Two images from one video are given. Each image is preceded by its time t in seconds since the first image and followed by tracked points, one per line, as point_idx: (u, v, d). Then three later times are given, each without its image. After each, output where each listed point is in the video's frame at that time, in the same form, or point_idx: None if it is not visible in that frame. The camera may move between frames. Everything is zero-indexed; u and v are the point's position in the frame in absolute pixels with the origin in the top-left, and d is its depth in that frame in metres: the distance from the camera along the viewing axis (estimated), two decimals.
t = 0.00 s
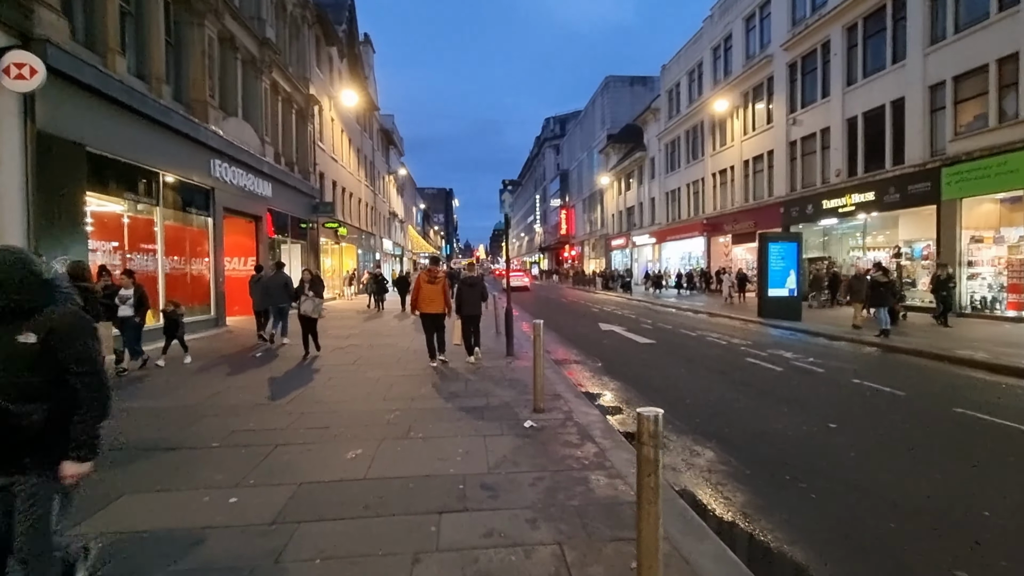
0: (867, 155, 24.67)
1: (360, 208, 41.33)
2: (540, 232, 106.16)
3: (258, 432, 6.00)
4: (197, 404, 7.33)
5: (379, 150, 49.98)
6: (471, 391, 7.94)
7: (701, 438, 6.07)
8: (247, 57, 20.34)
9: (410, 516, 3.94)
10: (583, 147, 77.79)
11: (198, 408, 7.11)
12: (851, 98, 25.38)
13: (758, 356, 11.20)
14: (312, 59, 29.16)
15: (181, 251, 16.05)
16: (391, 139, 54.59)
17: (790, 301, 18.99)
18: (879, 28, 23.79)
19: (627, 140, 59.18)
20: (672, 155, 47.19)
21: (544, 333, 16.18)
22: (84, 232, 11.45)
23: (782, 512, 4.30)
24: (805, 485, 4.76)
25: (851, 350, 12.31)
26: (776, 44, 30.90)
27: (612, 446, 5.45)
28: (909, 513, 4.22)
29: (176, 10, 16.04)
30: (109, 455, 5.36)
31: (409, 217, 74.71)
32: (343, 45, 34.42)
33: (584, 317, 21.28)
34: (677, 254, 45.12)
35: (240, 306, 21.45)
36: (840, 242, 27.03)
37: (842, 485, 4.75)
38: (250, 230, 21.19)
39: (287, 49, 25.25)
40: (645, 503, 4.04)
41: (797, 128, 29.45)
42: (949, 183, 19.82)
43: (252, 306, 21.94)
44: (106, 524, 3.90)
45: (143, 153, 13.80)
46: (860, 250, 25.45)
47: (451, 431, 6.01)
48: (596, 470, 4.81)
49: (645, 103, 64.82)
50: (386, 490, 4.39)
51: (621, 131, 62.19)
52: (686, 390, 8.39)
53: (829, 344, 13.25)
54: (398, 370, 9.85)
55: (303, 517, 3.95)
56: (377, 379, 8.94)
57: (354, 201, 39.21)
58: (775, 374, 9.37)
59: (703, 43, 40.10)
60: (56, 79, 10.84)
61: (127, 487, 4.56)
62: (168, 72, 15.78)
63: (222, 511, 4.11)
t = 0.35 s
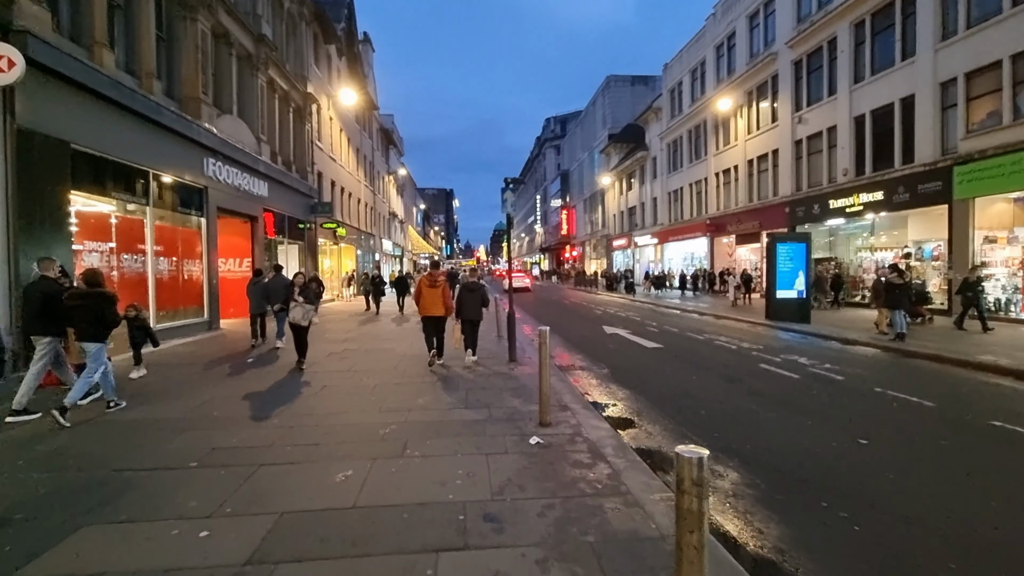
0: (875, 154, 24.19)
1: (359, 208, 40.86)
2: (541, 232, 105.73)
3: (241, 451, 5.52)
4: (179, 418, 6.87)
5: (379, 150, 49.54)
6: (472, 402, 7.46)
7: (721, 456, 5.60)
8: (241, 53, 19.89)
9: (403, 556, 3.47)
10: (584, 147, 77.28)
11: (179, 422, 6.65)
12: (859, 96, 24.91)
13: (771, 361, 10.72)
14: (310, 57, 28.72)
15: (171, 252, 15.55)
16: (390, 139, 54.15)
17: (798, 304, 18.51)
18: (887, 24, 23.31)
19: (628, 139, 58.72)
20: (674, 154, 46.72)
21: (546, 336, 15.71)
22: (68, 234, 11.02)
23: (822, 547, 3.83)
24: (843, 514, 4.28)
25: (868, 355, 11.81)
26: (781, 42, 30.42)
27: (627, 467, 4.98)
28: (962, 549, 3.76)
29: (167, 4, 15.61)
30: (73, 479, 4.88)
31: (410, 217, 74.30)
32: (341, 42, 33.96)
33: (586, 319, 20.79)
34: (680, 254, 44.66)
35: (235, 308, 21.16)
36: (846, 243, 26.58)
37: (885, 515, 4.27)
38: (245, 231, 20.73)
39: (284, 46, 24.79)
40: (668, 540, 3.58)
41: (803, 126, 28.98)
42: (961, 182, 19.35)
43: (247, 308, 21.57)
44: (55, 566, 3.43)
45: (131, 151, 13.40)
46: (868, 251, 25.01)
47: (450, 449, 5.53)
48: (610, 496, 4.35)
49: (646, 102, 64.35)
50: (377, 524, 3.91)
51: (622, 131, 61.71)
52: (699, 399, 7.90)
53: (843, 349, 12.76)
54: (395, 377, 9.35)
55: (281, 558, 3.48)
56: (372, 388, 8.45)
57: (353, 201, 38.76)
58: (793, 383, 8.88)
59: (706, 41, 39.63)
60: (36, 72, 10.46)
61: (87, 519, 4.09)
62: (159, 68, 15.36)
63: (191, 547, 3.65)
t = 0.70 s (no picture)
0: (885, 152, 23.72)
1: (360, 208, 40.45)
2: (542, 234, 105.32)
3: (225, 467, 5.05)
4: (163, 428, 6.43)
5: (380, 150, 49.14)
6: (476, 410, 6.99)
7: (749, 473, 5.13)
8: (239, 49, 19.50)
9: None
10: (586, 148, 76.85)
11: (164, 432, 6.21)
12: (868, 93, 24.44)
13: (788, 366, 10.24)
14: (310, 55, 28.35)
15: (165, 251, 15.15)
16: (391, 138, 53.78)
17: (809, 306, 18.05)
18: (898, 19, 22.84)
19: (631, 139, 58.33)
20: (678, 154, 46.28)
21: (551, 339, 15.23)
22: (55, 234, 10.61)
23: None
24: (897, 546, 3.80)
25: (887, 359, 11.31)
26: (787, 39, 29.98)
27: (648, 487, 4.51)
28: None
29: None
30: (37, 499, 4.42)
31: (411, 218, 73.93)
32: (341, 40, 33.60)
33: (591, 321, 20.28)
34: (683, 255, 44.20)
35: (232, 309, 20.91)
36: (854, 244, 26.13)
37: (944, 547, 3.78)
38: (242, 230, 20.31)
39: (283, 43, 24.40)
40: None
41: (810, 125, 28.52)
42: (976, 180, 18.86)
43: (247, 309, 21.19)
44: None
45: (122, 147, 12.99)
46: (877, 252, 24.53)
47: (454, 464, 5.06)
48: (633, 521, 3.87)
49: (649, 102, 63.91)
50: (372, 556, 3.44)
51: (625, 131, 61.28)
52: (718, 407, 7.44)
53: (859, 352, 12.29)
54: (394, 382, 8.90)
55: None
56: (370, 395, 8.00)
57: (354, 201, 38.37)
58: (814, 389, 8.41)
59: (710, 40, 39.20)
60: (20, 63, 10.08)
61: (42, 550, 3.62)
62: (152, 62, 14.96)
63: None
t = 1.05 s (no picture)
0: (897, 150, 23.18)
1: (361, 208, 40.03)
2: (545, 234, 104.76)
3: (205, 489, 4.59)
4: (144, 442, 5.95)
5: (381, 150, 48.64)
6: (479, 422, 6.49)
7: (783, 495, 4.65)
8: (236, 46, 19.10)
9: None
10: (589, 148, 76.26)
11: (143, 448, 5.73)
12: (880, 90, 23.88)
13: (807, 372, 9.74)
14: (310, 52, 27.92)
15: (160, 250, 14.71)
16: (393, 138, 53.36)
17: (822, 307, 17.53)
18: (910, 14, 22.31)
19: (635, 139, 57.82)
20: (682, 153, 45.77)
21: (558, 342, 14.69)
22: (38, 234, 10.20)
23: None
24: None
25: (910, 364, 10.80)
26: (795, 36, 29.47)
27: (674, 515, 4.02)
28: None
29: None
30: None
31: (413, 218, 73.54)
32: (342, 38, 33.20)
33: (597, 323, 19.76)
34: (688, 255, 43.68)
35: (230, 310, 20.24)
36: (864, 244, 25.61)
37: None
38: (240, 230, 19.86)
39: (281, 40, 23.97)
40: None
41: (819, 123, 28.01)
42: (993, 178, 18.33)
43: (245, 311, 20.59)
44: None
45: (114, 144, 12.59)
46: (889, 252, 24.01)
47: (457, 485, 4.60)
48: (662, 559, 3.39)
49: (653, 101, 63.37)
50: None
51: (628, 130, 60.75)
52: (740, 418, 6.94)
53: (878, 356, 11.79)
54: (394, 389, 8.43)
55: None
56: (367, 404, 7.52)
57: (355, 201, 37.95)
58: (839, 398, 7.89)
59: (716, 38, 38.70)
60: (4, 55, 9.69)
61: None
62: (146, 58, 14.56)
63: None
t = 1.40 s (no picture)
0: (910, 149, 22.62)
1: (363, 210, 39.67)
2: (548, 236, 104.33)
3: (175, 515, 4.11)
4: (121, 457, 5.50)
5: (384, 151, 48.34)
6: (482, 435, 6.01)
7: (823, 523, 4.14)
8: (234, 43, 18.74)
9: None
10: (593, 149, 75.80)
11: (118, 465, 5.27)
12: (892, 87, 23.35)
13: (828, 379, 9.21)
14: (311, 52, 27.58)
15: (155, 251, 14.42)
16: (396, 140, 53.04)
17: (836, 310, 17.01)
18: (924, 9, 21.79)
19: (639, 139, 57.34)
20: (687, 154, 45.28)
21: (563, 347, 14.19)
22: (22, 235, 9.82)
23: None
24: None
25: (935, 370, 10.26)
26: (803, 34, 28.96)
27: (704, 549, 3.53)
28: None
29: None
30: None
31: (415, 220, 73.22)
32: (344, 39, 32.88)
33: (603, 326, 19.24)
34: (693, 257, 43.14)
35: (227, 314, 19.76)
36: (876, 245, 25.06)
37: None
38: (238, 231, 19.52)
39: (281, 39, 23.63)
40: None
41: (828, 122, 27.48)
42: (1011, 177, 17.78)
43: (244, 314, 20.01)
44: None
45: (105, 142, 12.22)
46: (901, 253, 23.44)
47: (457, 511, 4.10)
48: None
49: (657, 102, 62.93)
50: None
51: (632, 131, 60.30)
52: (763, 431, 6.43)
53: (899, 362, 11.25)
54: (392, 398, 7.96)
55: None
56: (362, 414, 7.05)
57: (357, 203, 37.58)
58: (867, 408, 7.37)
59: (722, 37, 38.23)
60: None
61: None
62: (140, 54, 14.20)
63: None
